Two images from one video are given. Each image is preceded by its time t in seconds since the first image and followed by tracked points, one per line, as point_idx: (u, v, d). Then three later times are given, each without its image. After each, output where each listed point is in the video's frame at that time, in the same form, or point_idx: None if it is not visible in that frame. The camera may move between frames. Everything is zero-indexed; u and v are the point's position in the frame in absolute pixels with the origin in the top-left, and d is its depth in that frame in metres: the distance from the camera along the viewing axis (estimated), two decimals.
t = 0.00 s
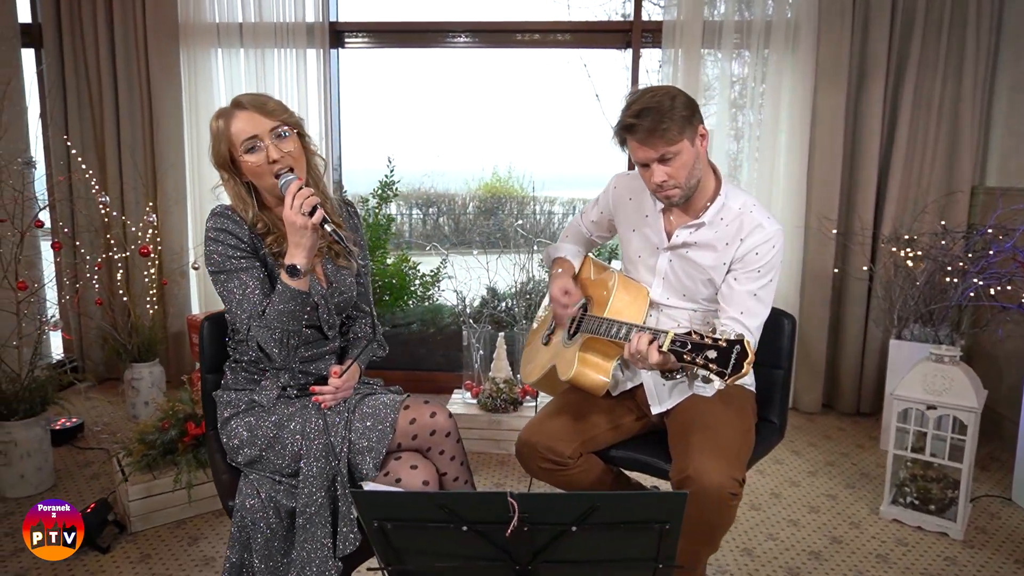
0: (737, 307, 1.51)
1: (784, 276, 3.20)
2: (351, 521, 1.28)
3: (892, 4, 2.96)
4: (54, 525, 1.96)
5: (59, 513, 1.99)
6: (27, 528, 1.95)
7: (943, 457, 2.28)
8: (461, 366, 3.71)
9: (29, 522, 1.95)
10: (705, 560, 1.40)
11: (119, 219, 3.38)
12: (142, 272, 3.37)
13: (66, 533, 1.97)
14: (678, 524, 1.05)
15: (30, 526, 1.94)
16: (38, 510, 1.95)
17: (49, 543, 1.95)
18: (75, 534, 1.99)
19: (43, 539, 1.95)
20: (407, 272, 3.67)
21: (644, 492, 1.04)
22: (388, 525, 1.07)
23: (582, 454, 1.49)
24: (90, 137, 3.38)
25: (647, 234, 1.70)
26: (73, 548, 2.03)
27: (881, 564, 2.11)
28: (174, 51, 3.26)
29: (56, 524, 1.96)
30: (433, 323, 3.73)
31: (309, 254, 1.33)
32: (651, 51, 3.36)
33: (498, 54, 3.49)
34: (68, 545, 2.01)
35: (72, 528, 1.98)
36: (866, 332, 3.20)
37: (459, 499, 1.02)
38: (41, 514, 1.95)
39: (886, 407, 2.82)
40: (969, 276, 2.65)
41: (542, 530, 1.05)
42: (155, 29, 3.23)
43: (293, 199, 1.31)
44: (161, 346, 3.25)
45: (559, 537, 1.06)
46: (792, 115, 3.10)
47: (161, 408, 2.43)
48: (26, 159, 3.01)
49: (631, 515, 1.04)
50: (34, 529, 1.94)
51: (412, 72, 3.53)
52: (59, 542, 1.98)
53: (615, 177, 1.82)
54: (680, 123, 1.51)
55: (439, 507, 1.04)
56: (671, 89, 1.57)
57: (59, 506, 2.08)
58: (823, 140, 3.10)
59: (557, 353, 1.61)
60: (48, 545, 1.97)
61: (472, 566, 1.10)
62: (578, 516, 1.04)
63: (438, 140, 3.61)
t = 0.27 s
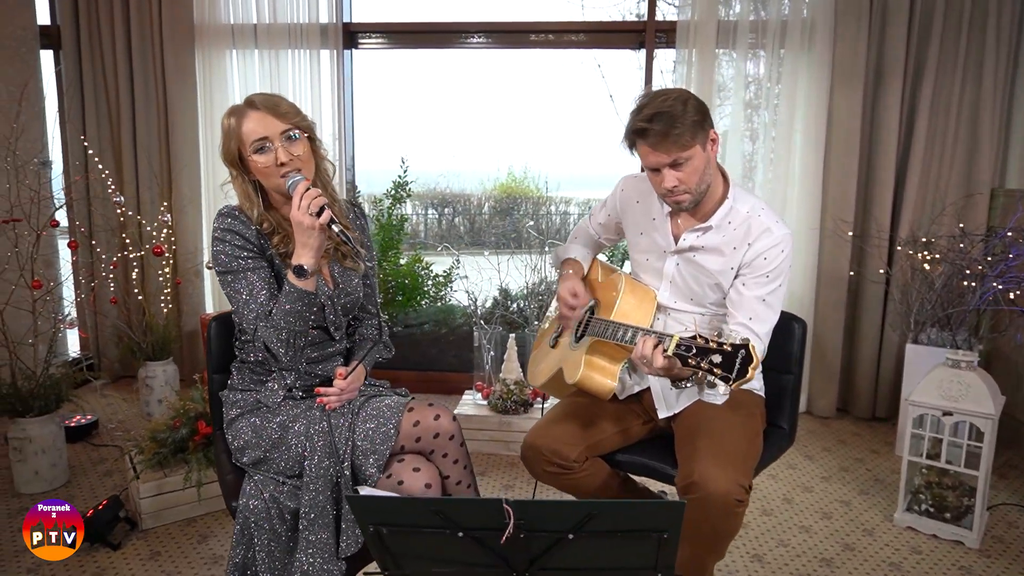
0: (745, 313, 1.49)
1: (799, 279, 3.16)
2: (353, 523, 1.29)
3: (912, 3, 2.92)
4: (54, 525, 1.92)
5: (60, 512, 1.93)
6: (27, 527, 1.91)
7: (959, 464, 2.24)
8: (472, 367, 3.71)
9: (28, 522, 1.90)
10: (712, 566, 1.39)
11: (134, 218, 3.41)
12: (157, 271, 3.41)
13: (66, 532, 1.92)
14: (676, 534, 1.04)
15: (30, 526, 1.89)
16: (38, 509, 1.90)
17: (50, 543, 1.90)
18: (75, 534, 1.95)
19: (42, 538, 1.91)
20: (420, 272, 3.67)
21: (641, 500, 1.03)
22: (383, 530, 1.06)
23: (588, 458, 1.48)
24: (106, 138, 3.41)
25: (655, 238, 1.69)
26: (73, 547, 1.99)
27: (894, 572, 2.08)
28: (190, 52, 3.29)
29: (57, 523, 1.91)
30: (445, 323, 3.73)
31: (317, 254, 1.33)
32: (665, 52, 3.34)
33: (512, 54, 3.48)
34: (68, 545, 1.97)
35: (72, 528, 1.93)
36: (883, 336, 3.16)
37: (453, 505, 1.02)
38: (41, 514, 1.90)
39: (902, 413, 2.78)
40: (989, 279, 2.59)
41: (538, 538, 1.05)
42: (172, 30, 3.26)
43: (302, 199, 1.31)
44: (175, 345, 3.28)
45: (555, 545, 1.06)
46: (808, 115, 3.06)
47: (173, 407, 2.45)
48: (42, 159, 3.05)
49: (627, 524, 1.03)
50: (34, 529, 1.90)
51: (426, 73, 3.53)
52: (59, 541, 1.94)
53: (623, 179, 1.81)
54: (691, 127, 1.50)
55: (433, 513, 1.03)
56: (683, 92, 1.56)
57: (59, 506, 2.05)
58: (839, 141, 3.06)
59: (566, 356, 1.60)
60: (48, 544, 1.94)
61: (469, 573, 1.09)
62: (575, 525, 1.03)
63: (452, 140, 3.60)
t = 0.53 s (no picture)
0: (764, 315, 1.46)
1: (820, 281, 3.11)
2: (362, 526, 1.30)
3: None
4: (54, 527, 1.70)
5: (59, 514, 1.70)
6: (26, 529, 1.70)
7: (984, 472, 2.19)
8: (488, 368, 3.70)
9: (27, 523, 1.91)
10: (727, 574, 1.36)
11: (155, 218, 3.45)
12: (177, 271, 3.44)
13: (65, 533, 1.72)
14: (684, 546, 1.02)
15: (28, 528, 1.68)
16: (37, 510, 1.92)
17: (48, 546, 1.70)
18: (76, 536, 1.75)
19: (42, 541, 1.70)
20: (437, 274, 3.68)
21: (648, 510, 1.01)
22: (385, 537, 1.06)
23: (599, 464, 1.47)
24: (128, 138, 3.45)
25: (669, 239, 1.67)
26: (73, 550, 1.79)
27: None
28: (211, 53, 3.32)
29: (56, 526, 1.70)
30: (461, 324, 3.72)
31: (325, 259, 1.33)
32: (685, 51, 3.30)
33: (531, 55, 3.47)
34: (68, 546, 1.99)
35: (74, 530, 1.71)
36: (906, 340, 3.10)
37: (455, 515, 1.01)
38: (41, 514, 1.68)
39: (925, 419, 2.72)
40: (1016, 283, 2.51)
41: (542, 547, 1.03)
42: (193, 32, 3.29)
43: (311, 203, 1.31)
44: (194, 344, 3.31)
45: (560, 555, 1.04)
46: (831, 115, 3.01)
47: (191, 406, 2.47)
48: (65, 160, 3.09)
49: (634, 535, 1.01)
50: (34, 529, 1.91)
51: (444, 73, 3.53)
52: (58, 544, 1.73)
53: (638, 181, 1.79)
54: (708, 127, 1.48)
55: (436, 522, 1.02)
56: (700, 92, 1.54)
57: (61, 506, 2.08)
58: (862, 142, 3.00)
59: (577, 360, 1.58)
60: (47, 547, 1.73)
61: None
62: (580, 535, 1.02)
63: (471, 140, 3.60)
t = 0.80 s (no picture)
0: (778, 319, 1.43)
1: (839, 283, 3.06)
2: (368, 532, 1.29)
3: None
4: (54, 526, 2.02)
5: (59, 513, 2.03)
6: (27, 528, 2.00)
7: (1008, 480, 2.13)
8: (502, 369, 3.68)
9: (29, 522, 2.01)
10: None
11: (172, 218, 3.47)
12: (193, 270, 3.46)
13: (66, 534, 2.02)
14: (692, 560, 1.00)
15: (30, 527, 1.99)
16: (38, 510, 2.01)
17: (50, 543, 1.99)
18: (74, 534, 2.05)
19: (43, 539, 2.00)
20: (451, 273, 3.69)
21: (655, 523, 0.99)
22: (387, 546, 1.05)
23: (610, 470, 1.45)
24: (146, 139, 3.47)
25: (682, 240, 1.64)
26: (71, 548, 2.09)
27: None
28: (227, 54, 3.33)
29: (56, 525, 2.00)
30: (476, 325, 3.71)
31: (333, 260, 1.33)
32: (701, 50, 3.27)
33: (547, 55, 3.44)
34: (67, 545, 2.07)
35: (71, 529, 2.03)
36: (927, 344, 3.03)
37: (459, 525, 0.99)
38: (42, 514, 2.00)
39: (948, 424, 2.67)
40: None
41: (547, 559, 1.01)
42: (209, 33, 3.30)
43: (319, 203, 1.30)
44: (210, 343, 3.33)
45: (565, 566, 1.03)
46: (851, 114, 2.96)
47: (204, 406, 2.48)
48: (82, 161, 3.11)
49: (641, 548, 0.99)
50: (35, 529, 2.00)
51: (459, 73, 3.51)
52: (59, 541, 2.02)
53: (651, 181, 1.76)
54: (721, 124, 1.45)
55: (439, 532, 1.01)
56: (714, 89, 1.51)
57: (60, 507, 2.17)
58: (883, 141, 2.95)
59: (588, 365, 1.56)
60: (48, 545, 2.03)
61: None
62: (585, 547, 1.00)
63: (487, 141, 3.58)
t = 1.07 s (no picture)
0: (791, 325, 1.40)
1: (854, 286, 3.01)
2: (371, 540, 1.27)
3: None
4: (54, 526, 1.96)
5: (59, 513, 1.97)
6: (27, 527, 1.96)
7: None
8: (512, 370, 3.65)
9: (29, 521, 1.95)
10: None
11: (183, 218, 3.47)
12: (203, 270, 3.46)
13: (65, 534, 1.97)
14: None
15: (30, 526, 1.94)
16: (38, 510, 1.95)
17: (49, 543, 1.95)
18: (74, 535, 2.01)
19: (42, 539, 1.96)
20: (461, 274, 3.68)
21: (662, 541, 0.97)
22: (385, 560, 1.03)
23: (619, 477, 1.42)
24: (157, 139, 3.47)
25: (692, 243, 1.61)
26: (71, 548, 2.07)
27: None
28: (238, 54, 3.32)
29: (56, 524, 1.95)
30: (485, 326, 3.69)
31: (339, 257, 1.31)
32: (715, 48, 3.22)
33: (559, 54, 3.41)
34: (67, 545, 2.03)
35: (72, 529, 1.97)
36: (945, 348, 2.98)
37: (458, 541, 0.98)
38: (41, 514, 1.95)
39: (966, 430, 2.61)
40: None
41: None
42: (219, 33, 3.30)
43: (325, 200, 1.28)
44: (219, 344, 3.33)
45: None
46: (867, 114, 2.91)
47: (212, 407, 2.47)
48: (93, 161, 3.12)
49: (647, 565, 0.97)
50: (34, 529, 1.95)
51: (470, 73, 3.49)
52: (59, 541, 1.99)
53: (661, 183, 1.73)
54: (734, 125, 1.41)
55: (438, 547, 1.00)
56: (727, 89, 1.47)
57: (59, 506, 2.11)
58: (900, 142, 2.89)
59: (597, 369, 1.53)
60: (47, 545, 1.98)
61: None
62: (590, 564, 0.98)
63: (499, 140, 3.55)
